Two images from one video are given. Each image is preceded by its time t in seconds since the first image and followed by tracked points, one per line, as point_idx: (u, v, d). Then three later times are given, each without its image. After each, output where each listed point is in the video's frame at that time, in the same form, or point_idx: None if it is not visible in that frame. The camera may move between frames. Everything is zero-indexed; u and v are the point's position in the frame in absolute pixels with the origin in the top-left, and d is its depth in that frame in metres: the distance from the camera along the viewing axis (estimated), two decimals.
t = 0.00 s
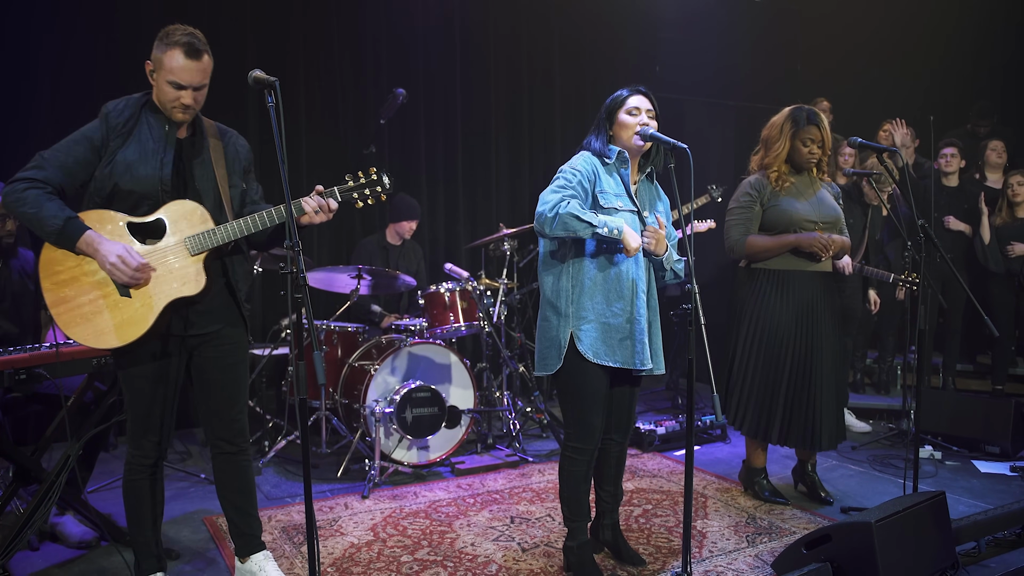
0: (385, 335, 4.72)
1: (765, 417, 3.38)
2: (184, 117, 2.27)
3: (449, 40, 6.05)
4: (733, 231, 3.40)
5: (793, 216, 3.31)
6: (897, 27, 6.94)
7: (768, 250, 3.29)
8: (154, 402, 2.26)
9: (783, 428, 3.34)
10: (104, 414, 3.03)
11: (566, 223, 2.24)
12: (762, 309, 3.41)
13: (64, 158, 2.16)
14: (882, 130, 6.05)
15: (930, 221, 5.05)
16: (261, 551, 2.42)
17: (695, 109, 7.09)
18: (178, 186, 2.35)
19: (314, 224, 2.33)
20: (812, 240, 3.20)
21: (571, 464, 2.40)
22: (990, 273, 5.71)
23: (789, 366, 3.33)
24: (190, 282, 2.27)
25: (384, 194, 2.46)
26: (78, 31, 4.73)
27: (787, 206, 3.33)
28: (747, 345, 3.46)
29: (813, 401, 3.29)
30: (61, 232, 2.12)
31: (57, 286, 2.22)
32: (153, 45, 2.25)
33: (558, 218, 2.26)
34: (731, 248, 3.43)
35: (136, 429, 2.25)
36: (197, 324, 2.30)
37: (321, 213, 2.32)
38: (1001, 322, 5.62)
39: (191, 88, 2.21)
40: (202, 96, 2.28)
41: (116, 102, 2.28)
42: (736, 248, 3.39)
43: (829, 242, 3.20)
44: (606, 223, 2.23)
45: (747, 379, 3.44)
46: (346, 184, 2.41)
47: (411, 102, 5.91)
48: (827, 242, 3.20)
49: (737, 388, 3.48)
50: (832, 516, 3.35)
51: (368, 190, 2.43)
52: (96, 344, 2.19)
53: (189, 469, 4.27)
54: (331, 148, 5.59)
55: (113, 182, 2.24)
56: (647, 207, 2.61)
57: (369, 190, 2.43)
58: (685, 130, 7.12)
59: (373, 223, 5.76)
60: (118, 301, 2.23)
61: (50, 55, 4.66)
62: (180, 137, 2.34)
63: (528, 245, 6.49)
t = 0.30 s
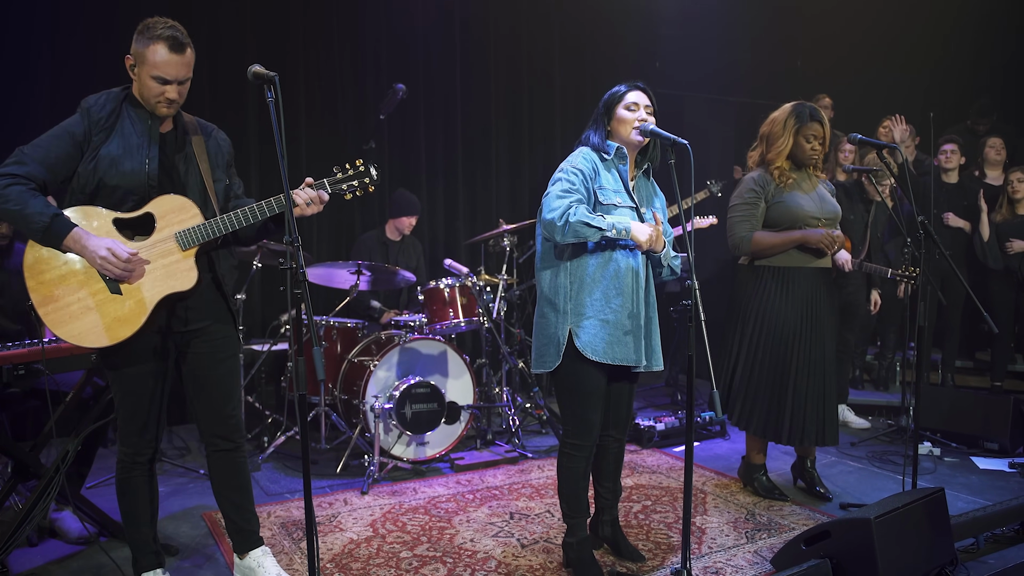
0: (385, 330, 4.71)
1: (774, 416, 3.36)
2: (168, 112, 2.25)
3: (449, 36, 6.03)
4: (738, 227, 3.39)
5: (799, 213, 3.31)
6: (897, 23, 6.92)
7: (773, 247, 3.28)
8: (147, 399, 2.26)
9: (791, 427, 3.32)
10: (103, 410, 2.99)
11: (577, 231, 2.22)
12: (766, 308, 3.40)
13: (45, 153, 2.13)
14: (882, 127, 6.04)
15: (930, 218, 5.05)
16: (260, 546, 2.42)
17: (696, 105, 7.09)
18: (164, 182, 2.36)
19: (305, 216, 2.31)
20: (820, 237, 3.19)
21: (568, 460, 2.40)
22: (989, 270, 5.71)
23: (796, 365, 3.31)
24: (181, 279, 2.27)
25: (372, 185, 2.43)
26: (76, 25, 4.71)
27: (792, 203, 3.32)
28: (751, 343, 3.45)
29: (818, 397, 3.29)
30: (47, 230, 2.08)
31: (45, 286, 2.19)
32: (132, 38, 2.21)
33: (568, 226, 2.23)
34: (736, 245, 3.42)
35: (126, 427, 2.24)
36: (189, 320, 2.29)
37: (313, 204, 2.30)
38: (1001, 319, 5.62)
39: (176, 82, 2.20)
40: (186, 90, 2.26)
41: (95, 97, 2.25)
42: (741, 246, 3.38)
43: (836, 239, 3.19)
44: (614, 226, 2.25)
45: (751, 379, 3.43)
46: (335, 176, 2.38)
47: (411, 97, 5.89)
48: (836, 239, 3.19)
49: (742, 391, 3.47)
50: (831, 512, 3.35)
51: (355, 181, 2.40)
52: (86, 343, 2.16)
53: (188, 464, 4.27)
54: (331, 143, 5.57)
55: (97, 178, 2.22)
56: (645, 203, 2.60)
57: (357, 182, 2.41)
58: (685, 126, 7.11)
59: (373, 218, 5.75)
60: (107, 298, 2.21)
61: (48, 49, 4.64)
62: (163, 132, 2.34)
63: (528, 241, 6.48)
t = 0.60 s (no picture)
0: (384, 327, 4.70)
1: (784, 416, 3.35)
2: (171, 117, 2.26)
3: (449, 32, 6.01)
4: (750, 224, 3.36)
5: (811, 210, 3.31)
6: (896, 20, 6.92)
7: (787, 244, 3.29)
8: (148, 394, 2.25)
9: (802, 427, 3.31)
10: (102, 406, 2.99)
11: (579, 236, 2.21)
12: (769, 302, 3.41)
13: (46, 154, 2.12)
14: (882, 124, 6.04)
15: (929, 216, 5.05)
16: (259, 543, 2.42)
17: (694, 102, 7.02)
18: (166, 180, 2.36)
19: (308, 215, 2.31)
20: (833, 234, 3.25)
21: (566, 458, 2.40)
22: (988, 268, 5.71)
23: (802, 363, 3.32)
24: (184, 278, 2.26)
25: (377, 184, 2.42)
26: (75, 21, 4.71)
27: (803, 200, 3.32)
28: (751, 336, 3.48)
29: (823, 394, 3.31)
30: (50, 230, 2.07)
31: (48, 283, 2.19)
32: (128, 43, 2.17)
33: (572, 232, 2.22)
34: (749, 242, 3.38)
35: (129, 422, 2.24)
36: (192, 316, 2.29)
37: (315, 204, 2.30)
38: (999, 317, 5.63)
39: (179, 93, 2.19)
40: (187, 95, 2.25)
41: (93, 95, 2.23)
42: (755, 244, 3.35)
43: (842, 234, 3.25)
44: (615, 229, 2.26)
45: (758, 379, 3.43)
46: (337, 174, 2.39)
47: (410, 93, 5.88)
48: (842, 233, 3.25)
49: (750, 391, 3.45)
50: (829, 509, 3.36)
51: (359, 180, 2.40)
52: (90, 341, 2.18)
53: (186, 461, 4.27)
54: (330, 140, 5.56)
55: (97, 180, 2.22)
56: (642, 201, 2.59)
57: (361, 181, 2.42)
58: (684, 123, 7.11)
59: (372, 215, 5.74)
60: (111, 297, 2.21)
61: (47, 45, 4.64)
62: (163, 129, 2.32)
63: (527, 238, 6.47)
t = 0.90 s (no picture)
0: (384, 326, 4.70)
1: (783, 417, 3.35)
2: (188, 107, 2.25)
3: (448, 30, 6.01)
4: (752, 223, 3.36)
5: (812, 209, 3.31)
6: (896, 20, 6.80)
7: (788, 244, 3.29)
8: (157, 390, 2.26)
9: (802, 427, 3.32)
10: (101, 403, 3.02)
11: (580, 242, 2.21)
12: (770, 302, 3.41)
13: (66, 147, 2.13)
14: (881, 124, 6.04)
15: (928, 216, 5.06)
16: (258, 542, 2.42)
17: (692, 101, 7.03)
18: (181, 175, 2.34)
19: (319, 210, 2.33)
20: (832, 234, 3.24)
21: (565, 458, 2.40)
22: (986, 268, 5.71)
23: (803, 363, 3.32)
24: (197, 274, 2.25)
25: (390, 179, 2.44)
26: (75, 17, 4.70)
27: (805, 199, 3.32)
28: (752, 335, 3.47)
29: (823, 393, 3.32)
30: (66, 225, 2.09)
31: (64, 279, 2.19)
32: (151, 32, 2.19)
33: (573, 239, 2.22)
34: (749, 242, 3.39)
35: (141, 419, 2.25)
36: (203, 313, 2.28)
37: (326, 199, 2.31)
38: (997, 317, 5.64)
39: (197, 79, 2.19)
40: (206, 85, 2.25)
41: (115, 90, 2.25)
42: (755, 243, 3.36)
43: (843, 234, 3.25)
44: (615, 233, 2.26)
45: (758, 379, 3.43)
46: (351, 169, 2.40)
47: (409, 92, 5.87)
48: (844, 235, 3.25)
49: (751, 392, 3.45)
50: (828, 509, 3.36)
51: (373, 175, 2.42)
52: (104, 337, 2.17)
53: (185, 459, 4.26)
54: (329, 137, 5.55)
55: (116, 172, 2.21)
56: (641, 203, 2.59)
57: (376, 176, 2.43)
58: (683, 123, 7.12)
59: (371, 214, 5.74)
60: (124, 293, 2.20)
61: (47, 41, 4.64)
62: (181, 125, 2.32)
63: (526, 237, 6.47)
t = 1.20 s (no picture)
0: (383, 326, 4.70)
1: (776, 414, 3.37)
2: (217, 102, 2.26)
3: (447, 29, 6.00)
4: (741, 224, 3.39)
5: (803, 210, 3.31)
6: (897, 21, 6.79)
7: (776, 244, 3.30)
8: (168, 388, 2.24)
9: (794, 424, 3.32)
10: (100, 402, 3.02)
11: (579, 242, 2.22)
12: (767, 305, 3.41)
13: (96, 141, 2.15)
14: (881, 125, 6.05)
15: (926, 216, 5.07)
16: (258, 541, 2.41)
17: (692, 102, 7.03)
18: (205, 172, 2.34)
19: (337, 208, 2.34)
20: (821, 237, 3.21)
21: (564, 457, 2.40)
22: (986, 269, 5.71)
23: (797, 363, 3.32)
24: (215, 269, 2.23)
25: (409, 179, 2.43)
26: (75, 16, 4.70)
27: (795, 199, 3.33)
28: (751, 338, 3.48)
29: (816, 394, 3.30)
30: (89, 216, 2.09)
31: (85, 272, 2.21)
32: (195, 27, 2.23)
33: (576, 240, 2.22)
34: (738, 242, 3.42)
35: (154, 415, 2.24)
36: (221, 312, 2.29)
37: (344, 197, 2.31)
38: (995, 318, 5.64)
39: (230, 74, 2.21)
40: (238, 83, 2.27)
41: (149, 87, 2.27)
42: (743, 242, 3.38)
43: (839, 235, 3.22)
44: (615, 233, 2.26)
45: (752, 376, 3.46)
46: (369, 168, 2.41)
47: (409, 91, 5.87)
48: (841, 236, 3.22)
49: (746, 389, 3.48)
50: (826, 510, 3.36)
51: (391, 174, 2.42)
52: (123, 329, 2.17)
53: (184, 458, 4.27)
54: (329, 137, 5.55)
55: (144, 166, 2.22)
56: (640, 203, 2.59)
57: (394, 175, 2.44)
58: (683, 123, 7.13)
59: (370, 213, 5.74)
60: (143, 287, 2.20)
61: (48, 40, 4.65)
62: (212, 124, 2.34)
63: (525, 237, 6.47)
